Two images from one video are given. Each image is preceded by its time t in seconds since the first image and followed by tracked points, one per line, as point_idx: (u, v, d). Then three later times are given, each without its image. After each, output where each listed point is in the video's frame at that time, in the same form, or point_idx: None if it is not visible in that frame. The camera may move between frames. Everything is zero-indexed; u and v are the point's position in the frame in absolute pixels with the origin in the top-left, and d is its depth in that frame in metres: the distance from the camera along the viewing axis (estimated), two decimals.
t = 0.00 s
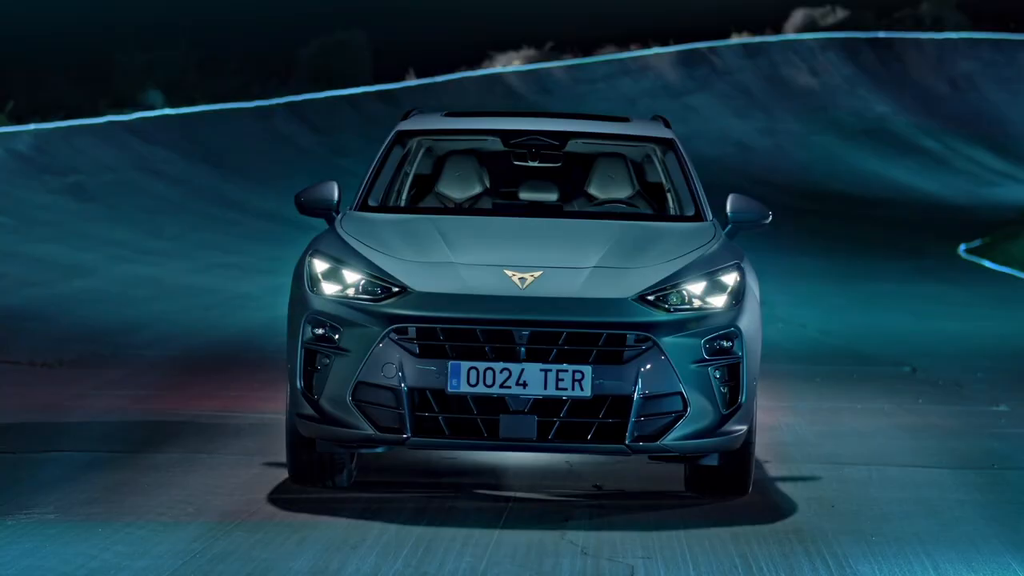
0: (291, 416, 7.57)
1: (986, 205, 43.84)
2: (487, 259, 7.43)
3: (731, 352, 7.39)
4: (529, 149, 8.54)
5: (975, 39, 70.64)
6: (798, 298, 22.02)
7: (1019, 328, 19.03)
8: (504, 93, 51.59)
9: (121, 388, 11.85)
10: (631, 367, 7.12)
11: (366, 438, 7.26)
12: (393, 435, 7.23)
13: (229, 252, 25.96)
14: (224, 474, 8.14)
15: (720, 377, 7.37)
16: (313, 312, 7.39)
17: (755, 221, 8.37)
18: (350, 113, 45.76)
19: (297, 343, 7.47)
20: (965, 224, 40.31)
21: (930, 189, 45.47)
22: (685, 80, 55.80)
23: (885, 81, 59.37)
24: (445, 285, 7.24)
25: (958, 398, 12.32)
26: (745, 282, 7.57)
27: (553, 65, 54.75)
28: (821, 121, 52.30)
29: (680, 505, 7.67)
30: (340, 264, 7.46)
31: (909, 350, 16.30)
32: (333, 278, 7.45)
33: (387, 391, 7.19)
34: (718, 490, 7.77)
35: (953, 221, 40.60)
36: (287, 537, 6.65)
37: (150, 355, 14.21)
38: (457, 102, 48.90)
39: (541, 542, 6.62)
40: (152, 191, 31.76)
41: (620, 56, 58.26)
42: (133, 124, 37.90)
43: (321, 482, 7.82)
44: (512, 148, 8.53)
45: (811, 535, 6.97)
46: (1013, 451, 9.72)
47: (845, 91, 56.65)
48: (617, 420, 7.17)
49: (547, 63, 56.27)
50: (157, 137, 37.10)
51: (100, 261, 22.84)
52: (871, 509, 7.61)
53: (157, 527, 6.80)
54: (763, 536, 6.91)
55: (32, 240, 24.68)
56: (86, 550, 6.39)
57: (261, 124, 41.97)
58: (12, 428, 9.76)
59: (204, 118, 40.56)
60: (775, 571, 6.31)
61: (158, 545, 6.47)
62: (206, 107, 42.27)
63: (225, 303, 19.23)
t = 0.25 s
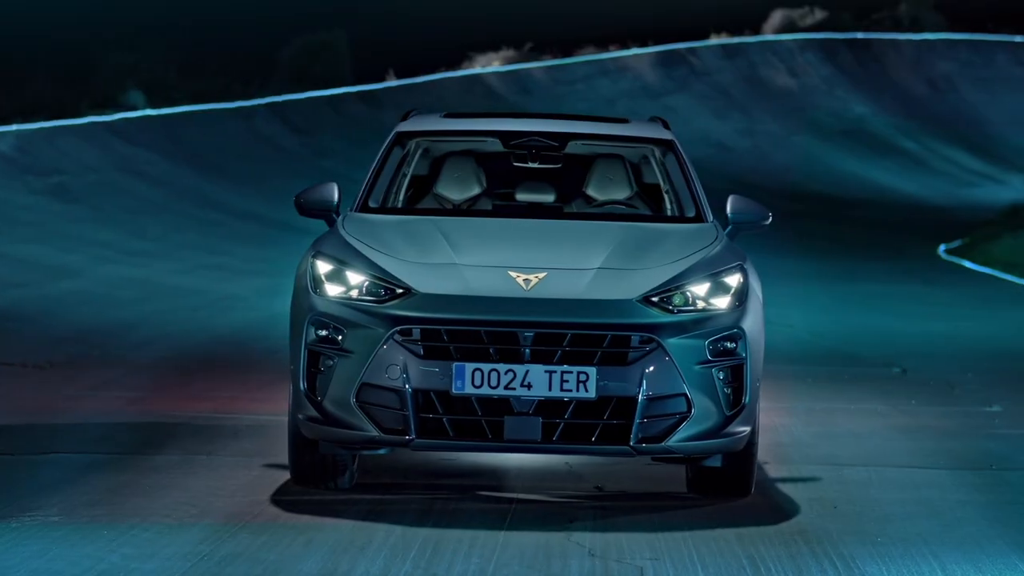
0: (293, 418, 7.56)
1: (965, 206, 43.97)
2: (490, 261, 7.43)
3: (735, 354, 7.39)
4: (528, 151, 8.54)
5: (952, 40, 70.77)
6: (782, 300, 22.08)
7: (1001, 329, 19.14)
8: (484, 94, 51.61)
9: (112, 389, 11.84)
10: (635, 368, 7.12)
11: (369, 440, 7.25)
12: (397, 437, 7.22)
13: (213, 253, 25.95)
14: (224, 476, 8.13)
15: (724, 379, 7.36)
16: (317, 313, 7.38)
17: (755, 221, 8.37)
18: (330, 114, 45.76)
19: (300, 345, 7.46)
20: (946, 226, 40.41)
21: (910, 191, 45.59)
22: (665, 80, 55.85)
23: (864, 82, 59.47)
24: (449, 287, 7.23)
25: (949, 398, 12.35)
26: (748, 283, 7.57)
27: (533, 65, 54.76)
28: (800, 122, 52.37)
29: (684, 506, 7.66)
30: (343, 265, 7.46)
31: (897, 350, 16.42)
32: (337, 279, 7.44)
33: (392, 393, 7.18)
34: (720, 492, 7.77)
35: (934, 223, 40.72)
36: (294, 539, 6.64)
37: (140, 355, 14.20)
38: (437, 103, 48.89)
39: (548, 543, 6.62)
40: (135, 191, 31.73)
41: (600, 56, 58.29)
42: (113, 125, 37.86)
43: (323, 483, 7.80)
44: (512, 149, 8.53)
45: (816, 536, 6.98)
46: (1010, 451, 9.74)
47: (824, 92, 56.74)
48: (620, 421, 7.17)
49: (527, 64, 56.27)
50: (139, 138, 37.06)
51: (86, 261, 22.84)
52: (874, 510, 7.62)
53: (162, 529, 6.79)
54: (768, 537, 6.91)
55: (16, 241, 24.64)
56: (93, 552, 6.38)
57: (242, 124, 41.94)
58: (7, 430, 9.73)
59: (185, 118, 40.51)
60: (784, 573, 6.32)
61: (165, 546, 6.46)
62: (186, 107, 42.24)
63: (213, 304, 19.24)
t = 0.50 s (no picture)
0: (296, 420, 7.55)
1: (944, 207, 44.06)
2: (493, 262, 7.43)
3: (739, 355, 7.40)
4: (528, 152, 8.55)
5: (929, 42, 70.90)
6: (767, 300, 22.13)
7: (985, 329, 19.19)
8: (463, 95, 51.61)
9: (104, 391, 11.82)
10: (640, 370, 7.12)
11: (374, 442, 7.25)
12: (402, 438, 7.21)
13: (196, 254, 25.93)
14: (225, 478, 8.12)
15: (727, 380, 7.37)
16: (320, 315, 7.37)
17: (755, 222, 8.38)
18: (310, 117, 45.75)
19: (303, 347, 7.45)
20: (925, 227, 40.47)
21: (889, 192, 45.67)
22: (644, 81, 55.88)
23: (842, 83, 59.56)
24: (454, 288, 7.23)
25: (940, 398, 12.37)
26: (751, 284, 7.58)
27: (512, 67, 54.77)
28: (779, 123, 52.46)
29: (687, 507, 7.66)
30: (346, 267, 7.45)
31: (883, 350, 16.48)
32: (340, 281, 7.43)
33: (396, 394, 7.18)
34: (722, 493, 7.77)
35: (914, 223, 40.80)
36: (301, 541, 6.64)
37: (132, 358, 14.17)
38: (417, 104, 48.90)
39: (554, 544, 6.62)
40: (117, 193, 31.70)
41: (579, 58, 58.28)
42: (94, 126, 37.81)
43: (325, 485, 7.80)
44: (512, 151, 8.53)
45: (820, 536, 6.99)
46: (1005, 451, 9.77)
47: (802, 93, 56.83)
48: (625, 423, 7.17)
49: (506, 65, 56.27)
50: (120, 139, 37.03)
51: (70, 263, 22.80)
52: (876, 511, 7.63)
53: (168, 531, 6.78)
54: (773, 537, 6.92)
55: None
56: (100, 555, 6.37)
57: (223, 126, 41.91)
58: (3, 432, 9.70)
59: (165, 120, 40.48)
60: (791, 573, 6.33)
61: (173, 548, 6.45)
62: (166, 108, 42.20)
63: (197, 305, 19.24)
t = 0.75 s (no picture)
0: (299, 420, 7.54)
1: (926, 208, 44.18)
2: (495, 263, 7.43)
3: (741, 356, 7.40)
4: (527, 153, 8.55)
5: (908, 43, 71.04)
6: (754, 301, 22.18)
7: (970, 329, 19.25)
8: (445, 95, 51.61)
9: (95, 391, 11.80)
10: (643, 371, 7.12)
11: (377, 443, 7.25)
12: (404, 440, 7.21)
13: (181, 255, 25.92)
14: (225, 479, 8.11)
15: (730, 381, 7.37)
16: (323, 316, 7.37)
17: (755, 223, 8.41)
18: (292, 117, 45.73)
19: (305, 348, 7.45)
20: (907, 228, 40.53)
21: (871, 193, 45.78)
22: (626, 82, 55.90)
23: (823, 84, 59.65)
24: (457, 289, 7.23)
25: (933, 398, 12.39)
26: (753, 286, 7.60)
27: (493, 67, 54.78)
28: (760, 124, 52.52)
29: (689, 507, 7.66)
30: (349, 268, 7.45)
31: (871, 351, 16.54)
32: (343, 282, 7.43)
33: (399, 395, 7.18)
34: (723, 494, 7.78)
35: (897, 224, 40.90)
36: (306, 542, 6.63)
37: (122, 357, 14.17)
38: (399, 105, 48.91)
39: (561, 545, 6.63)
40: (102, 193, 31.67)
41: (560, 58, 58.29)
42: (76, 127, 37.77)
43: (326, 486, 7.78)
44: (512, 152, 8.53)
45: (824, 537, 6.99)
46: (1002, 451, 9.79)
47: (783, 94, 56.90)
48: (629, 424, 7.17)
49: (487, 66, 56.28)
50: (103, 140, 36.99)
51: (57, 264, 22.78)
52: (877, 512, 7.64)
53: (172, 532, 6.78)
54: (778, 538, 6.94)
55: None
56: (108, 556, 6.36)
57: (205, 127, 41.88)
58: None
59: (148, 120, 40.43)
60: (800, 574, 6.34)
61: (179, 550, 6.44)
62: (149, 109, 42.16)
63: (183, 306, 19.24)
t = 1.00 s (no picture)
0: (301, 422, 7.54)
1: (904, 209, 44.28)
2: (499, 264, 7.44)
3: (744, 357, 7.41)
4: (526, 155, 8.56)
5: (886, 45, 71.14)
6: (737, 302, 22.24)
7: (952, 329, 19.34)
8: (424, 96, 51.60)
9: (87, 393, 11.78)
10: (647, 372, 7.13)
11: (381, 444, 7.25)
12: (408, 442, 7.21)
13: (165, 256, 25.90)
14: (225, 480, 8.10)
15: (734, 382, 7.38)
16: (326, 317, 7.37)
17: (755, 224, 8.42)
18: (271, 119, 45.71)
19: (308, 349, 7.45)
20: (886, 229, 40.61)
21: (849, 195, 45.87)
22: (605, 83, 55.92)
23: (801, 86, 59.73)
24: (461, 290, 7.24)
25: (924, 399, 12.43)
26: (755, 287, 7.60)
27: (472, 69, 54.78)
28: (739, 125, 52.59)
29: (691, 508, 7.67)
30: (352, 270, 7.44)
31: (857, 350, 16.62)
32: (346, 284, 7.42)
33: (403, 396, 7.18)
34: (725, 495, 7.78)
35: (875, 225, 40.99)
36: (313, 543, 6.63)
37: (111, 360, 14.17)
38: (380, 107, 48.91)
39: (568, 546, 6.63)
40: (83, 195, 31.64)
41: (539, 59, 58.30)
42: (56, 127, 37.73)
43: (328, 488, 7.77)
44: (511, 153, 8.53)
45: (828, 538, 7.01)
46: (997, 452, 9.81)
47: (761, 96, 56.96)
48: (634, 425, 7.18)
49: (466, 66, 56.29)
50: (84, 141, 36.95)
51: (41, 266, 22.76)
52: (878, 512, 7.66)
53: (177, 533, 6.77)
54: (784, 539, 6.95)
55: None
56: (116, 558, 6.35)
57: (186, 129, 41.85)
58: None
59: (128, 121, 40.38)
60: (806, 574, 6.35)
61: (186, 551, 6.43)
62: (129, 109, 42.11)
63: (167, 306, 19.24)
